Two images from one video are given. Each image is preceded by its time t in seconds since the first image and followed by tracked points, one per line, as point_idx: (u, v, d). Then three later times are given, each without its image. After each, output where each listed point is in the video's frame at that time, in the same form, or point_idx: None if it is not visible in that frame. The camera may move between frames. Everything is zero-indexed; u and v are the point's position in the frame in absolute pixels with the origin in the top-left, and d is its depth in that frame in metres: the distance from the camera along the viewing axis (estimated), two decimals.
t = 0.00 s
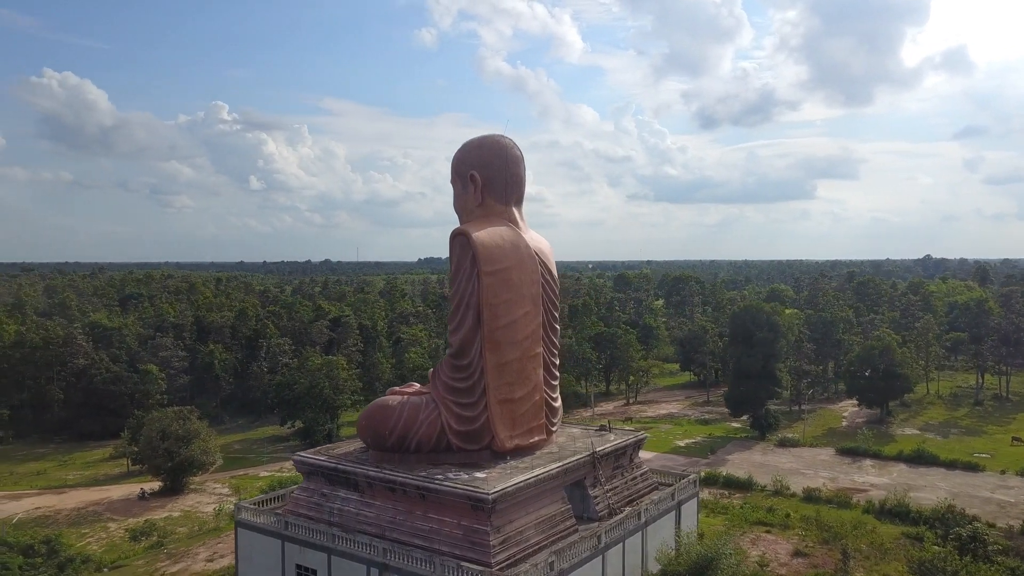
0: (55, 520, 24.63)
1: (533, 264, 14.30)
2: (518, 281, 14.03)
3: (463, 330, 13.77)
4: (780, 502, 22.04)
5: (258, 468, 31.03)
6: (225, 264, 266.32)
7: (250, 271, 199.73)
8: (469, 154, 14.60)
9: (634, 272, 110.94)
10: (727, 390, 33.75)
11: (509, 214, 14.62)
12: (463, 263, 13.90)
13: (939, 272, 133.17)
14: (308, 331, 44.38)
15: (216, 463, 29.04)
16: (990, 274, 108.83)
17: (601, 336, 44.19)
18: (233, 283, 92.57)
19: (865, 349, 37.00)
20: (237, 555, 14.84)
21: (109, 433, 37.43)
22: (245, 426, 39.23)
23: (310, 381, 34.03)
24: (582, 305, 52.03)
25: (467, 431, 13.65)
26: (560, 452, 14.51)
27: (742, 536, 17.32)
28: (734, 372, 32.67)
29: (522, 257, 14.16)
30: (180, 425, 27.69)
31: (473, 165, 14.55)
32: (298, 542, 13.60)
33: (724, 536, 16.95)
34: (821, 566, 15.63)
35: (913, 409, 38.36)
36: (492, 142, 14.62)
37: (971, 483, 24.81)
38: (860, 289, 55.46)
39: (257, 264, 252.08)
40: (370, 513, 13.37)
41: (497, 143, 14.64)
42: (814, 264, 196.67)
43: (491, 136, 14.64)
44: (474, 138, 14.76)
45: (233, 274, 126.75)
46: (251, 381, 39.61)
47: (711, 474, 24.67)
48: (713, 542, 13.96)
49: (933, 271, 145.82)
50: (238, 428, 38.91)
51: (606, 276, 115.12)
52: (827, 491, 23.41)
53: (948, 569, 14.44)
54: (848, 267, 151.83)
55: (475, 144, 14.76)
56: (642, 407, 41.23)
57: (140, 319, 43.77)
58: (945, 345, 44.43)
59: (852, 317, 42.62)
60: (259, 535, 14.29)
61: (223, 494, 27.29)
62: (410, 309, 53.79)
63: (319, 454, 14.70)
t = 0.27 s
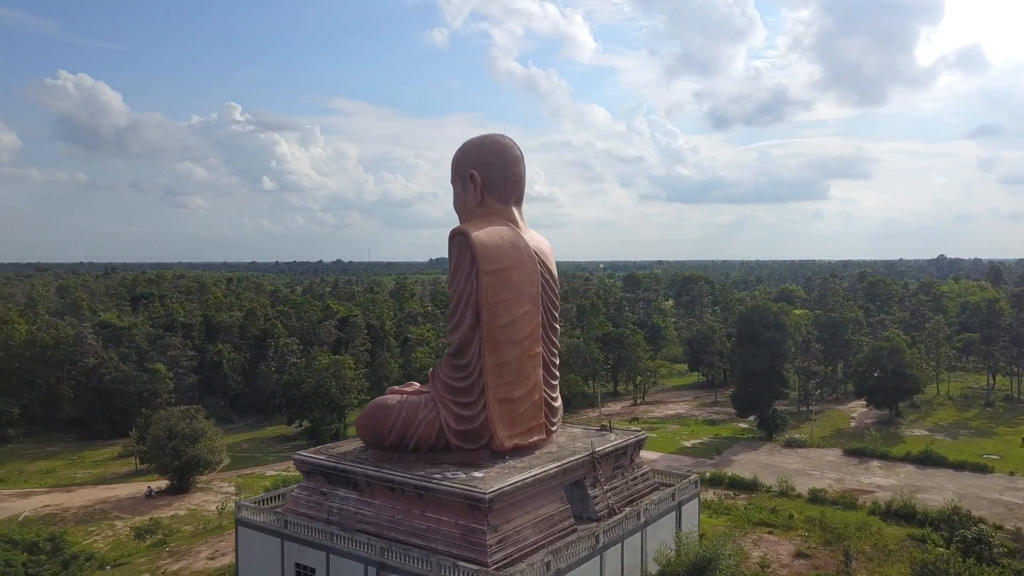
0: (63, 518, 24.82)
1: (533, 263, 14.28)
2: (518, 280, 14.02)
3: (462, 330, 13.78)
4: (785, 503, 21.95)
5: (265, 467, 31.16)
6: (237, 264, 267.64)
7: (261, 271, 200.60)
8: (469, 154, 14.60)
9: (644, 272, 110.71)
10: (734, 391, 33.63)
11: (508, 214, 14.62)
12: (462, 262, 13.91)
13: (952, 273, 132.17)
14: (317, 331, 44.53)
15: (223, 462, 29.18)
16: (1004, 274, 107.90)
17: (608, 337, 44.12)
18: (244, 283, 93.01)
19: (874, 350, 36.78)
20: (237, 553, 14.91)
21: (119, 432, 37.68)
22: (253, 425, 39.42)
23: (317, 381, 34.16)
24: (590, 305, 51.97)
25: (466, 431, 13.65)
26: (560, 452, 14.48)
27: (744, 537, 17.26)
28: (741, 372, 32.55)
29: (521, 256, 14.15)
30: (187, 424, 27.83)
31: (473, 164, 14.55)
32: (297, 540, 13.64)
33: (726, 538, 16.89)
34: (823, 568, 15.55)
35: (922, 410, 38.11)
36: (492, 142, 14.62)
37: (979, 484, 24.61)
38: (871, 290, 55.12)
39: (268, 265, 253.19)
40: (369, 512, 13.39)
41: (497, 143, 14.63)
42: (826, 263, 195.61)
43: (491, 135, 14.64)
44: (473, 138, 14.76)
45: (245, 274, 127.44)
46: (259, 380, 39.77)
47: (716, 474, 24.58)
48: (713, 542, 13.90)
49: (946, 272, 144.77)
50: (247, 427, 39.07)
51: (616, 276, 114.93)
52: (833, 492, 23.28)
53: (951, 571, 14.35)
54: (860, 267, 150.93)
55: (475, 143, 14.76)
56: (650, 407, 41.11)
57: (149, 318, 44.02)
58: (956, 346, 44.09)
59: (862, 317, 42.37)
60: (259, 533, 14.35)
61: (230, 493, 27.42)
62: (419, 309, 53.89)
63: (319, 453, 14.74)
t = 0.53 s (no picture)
0: (70, 516, 24.98)
1: (531, 262, 14.27)
2: (516, 280, 14.01)
3: (460, 330, 13.78)
4: (789, 504, 21.85)
5: (271, 466, 31.26)
6: (249, 264, 268.88)
7: (272, 271, 201.37)
8: (468, 154, 14.60)
9: (654, 272, 110.48)
10: (740, 391, 33.49)
11: (507, 213, 14.61)
12: (460, 262, 13.90)
13: (965, 273, 131.16)
14: (324, 331, 44.65)
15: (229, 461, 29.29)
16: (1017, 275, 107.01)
17: (615, 337, 44.04)
18: (254, 284, 93.41)
19: (882, 350, 36.55)
20: (237, 552, 14.97)
21: (127, 430, 37.91)
22: (261, 424, 39.56)
23: (323, 381, 34.24)
24: (597, 305, 51.89)
25: (463, 430, 13.64)
26: (558, 452, 14.46)
27: (746, 538, 17.20)
28: (747, 373, 32.41)
29: (519, 256, 14.14)
30: (193, 424, 27.92)
31: (472, 164, 14.55)
32: (295, 539, 13.68)
33: (727, 539, 16.83)
34: (824, 569, 15.48)
35: (931, 411, 37.84)
36: (491, 142, 14.61)
37: (986, 486, 24.41)
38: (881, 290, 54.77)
39: (279, 265, 254.15)
40: (367, 511, 13.42)
41: (496, 142, 14.62)
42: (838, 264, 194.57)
43: (490, 135, 14.64)
44: (472, 137, 14.75)
45: (256, 274, 127.98)
46: (267, 380, 39.91)
47: (720, 475, 24.48)
48: (712, 542, 13.83)
49: (959, 272, 143.71)
50: (254, 426, 39.22)
51: (626, 276, 114.74)
52: (838, 493, 23.14)
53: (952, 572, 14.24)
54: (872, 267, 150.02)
55: (473, 143, 14.75)
56: (657, 407, 41.00)
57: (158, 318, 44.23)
58: (966, 347, 43.76)
59: (870, 318, 42.09)
60: (258, 532, 14.40)
61: (235, 492, 27.51)
62: (426, 309, 53.95)
63: (319, 452, 14.78)
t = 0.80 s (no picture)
0: (76, 514, 25.17)
1: (530, 262, 14.25)
2: (514, 280, 14.00)
3: (458, 330, 13.78)
4: (793, 505, 21.76)
5: (277, 465, 31.37)
6: (261, 265, 270.11)
7: (284, 271, 202.13)
8: (467, 153, 14.61)
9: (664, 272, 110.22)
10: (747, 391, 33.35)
11: (506, 213, 14.60)
12: (458, 261, 13.90)
13: (978, 273, 130.18)
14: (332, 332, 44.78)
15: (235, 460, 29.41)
16: None
17: (622, 337, 43.96)
18: (264, 284, 93.83)
19: (890, 351, 36.32)
20: (237, 550, 15.02)
21: (136, 429, 38.14)
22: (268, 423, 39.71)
23: (330, 380, 34.36)
24: (605, 306, 51.82)
25: (462, 430, 13.64)
26: (556, 452, 14.44)
27: (747, 539, 17.14)
28: (753, 373, 32.27)
29: (518, 256, 14.12)
30: (199, 422, 28.03)
31: (471, 163, 14.55)
32: (294, 538, 13.72)
33: (729, 540, 16.78)
34: (825, 570, 15.40)
35: (941, 412, 37.58)
36: (490, 141, 14.61)
37: (994, 488, 24.20)
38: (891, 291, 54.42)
39: (291, 265, 255.20)
40: (365, 510, 13.44)
41: (495, 142, 14.62)
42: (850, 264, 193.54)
43: (489, 135, 14.64)
44: (471, 137, 14.75)
45: (267, 274, 128.59)
46: (274, 379, 40.06)
47: (725, 476, 24.39)
48: (711, 543, 13.76)
49: (972, 272, 142.61)
50: (261, 426, 39.36)
51: (636, 276, 114.56)
52: (843, 494, 23.01)
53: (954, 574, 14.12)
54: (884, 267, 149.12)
55: (473, 143, 14.75)
56: (664, 408, 40.89)
57: (166, 318, 44.46)
58: (977, 347, 43.42)
59: (879, 318, 41.83)
60: (258, 530, 14.45)
61: (241, 490, 27.62)
62: (434, 309, 54.02)
63: (319, 451, 14.82)
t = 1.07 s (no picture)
0: (84, 513, 25.35)
1: (529, 262, 14.24)
2: (513, 279, 13.99)
3: (456, 329, 13.79)
4: (798, 506, 21.65)
5: (284, 465, 31.48)
6: (272, 265, 271.21)
7: (295, 272, 202.81)
8: (466, 153, 14.62)
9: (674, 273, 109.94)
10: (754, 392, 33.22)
11: (505, 213, 14.60)
12: (457, 261, 13.90)
13: (992, 274, 129.19)
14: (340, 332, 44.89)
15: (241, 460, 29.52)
16: None
17: (630, 338, 43.87)
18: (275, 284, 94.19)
19: (899, 352, 36.10)
20: (237, 549, 15.08)
21: (145, 428, 38.36)
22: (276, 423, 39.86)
23: (337, 380, 34.47)
24: (613, 306, 51.74)
25: (460, 430, 13.64)
26: (556, 452, 14.42)
27: (749, 541, 17.09)
28: (760, 374, 32.13)
29: (517, 255, 14.11)
30: (205, 421, 28.14)
31: (470, 163, 14.56)
32: (293, 537, 13.76)
33: (730, 541, 16.74)
34: (826, 572, 15.33)
35: (950, 413, 37.31)
36: (489, 141, 14.61)
37: (1002, 490, 24.01)
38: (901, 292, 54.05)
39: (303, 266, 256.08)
40: (363, 509, 13.46)
41: (495, 142, 14.63)
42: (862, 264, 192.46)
43: (488, 134, 14.64)
44: (471, 137, 14.76)
45: (278, 275, 129.17)
46: (282, 379, 40.21)
47: (730, 477, 24.31)
48: (710, 543, 13.70)
49: (986, 272, 141.55)
50: (269, 425, 39.52)
51: (646, 276, 114.34)
52: (848, 496, 22.89)
53: None
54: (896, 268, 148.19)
55: (472, 143, 14.76)
56: (671, 409, 40.79)
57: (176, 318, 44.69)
58: (988, 348, 43.09)
59: (889, 319, 41.57)
60: (258, 530, 14.50)
61: (247, 490, 27.73)
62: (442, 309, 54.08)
63: (318, 451, 14.85)
